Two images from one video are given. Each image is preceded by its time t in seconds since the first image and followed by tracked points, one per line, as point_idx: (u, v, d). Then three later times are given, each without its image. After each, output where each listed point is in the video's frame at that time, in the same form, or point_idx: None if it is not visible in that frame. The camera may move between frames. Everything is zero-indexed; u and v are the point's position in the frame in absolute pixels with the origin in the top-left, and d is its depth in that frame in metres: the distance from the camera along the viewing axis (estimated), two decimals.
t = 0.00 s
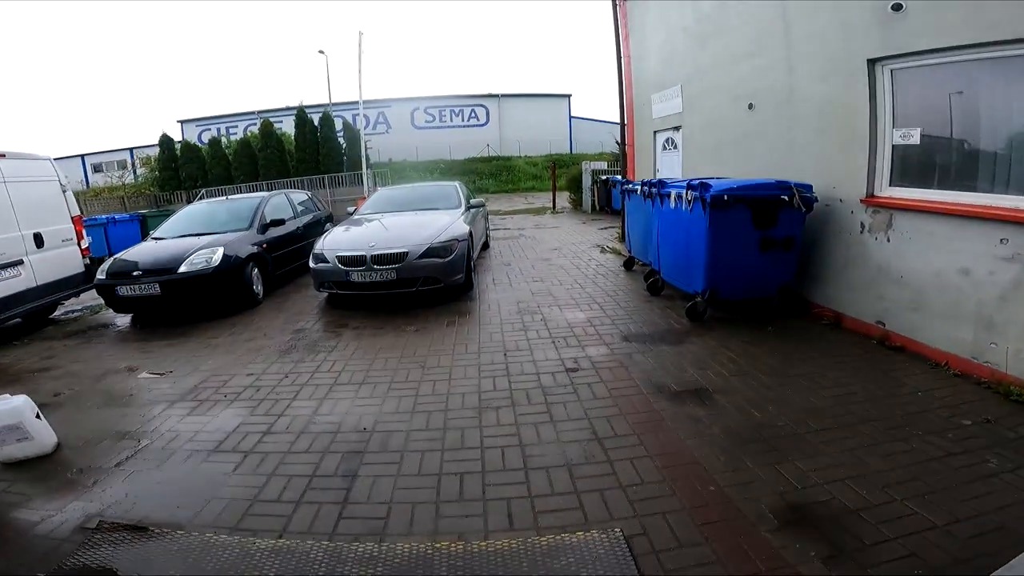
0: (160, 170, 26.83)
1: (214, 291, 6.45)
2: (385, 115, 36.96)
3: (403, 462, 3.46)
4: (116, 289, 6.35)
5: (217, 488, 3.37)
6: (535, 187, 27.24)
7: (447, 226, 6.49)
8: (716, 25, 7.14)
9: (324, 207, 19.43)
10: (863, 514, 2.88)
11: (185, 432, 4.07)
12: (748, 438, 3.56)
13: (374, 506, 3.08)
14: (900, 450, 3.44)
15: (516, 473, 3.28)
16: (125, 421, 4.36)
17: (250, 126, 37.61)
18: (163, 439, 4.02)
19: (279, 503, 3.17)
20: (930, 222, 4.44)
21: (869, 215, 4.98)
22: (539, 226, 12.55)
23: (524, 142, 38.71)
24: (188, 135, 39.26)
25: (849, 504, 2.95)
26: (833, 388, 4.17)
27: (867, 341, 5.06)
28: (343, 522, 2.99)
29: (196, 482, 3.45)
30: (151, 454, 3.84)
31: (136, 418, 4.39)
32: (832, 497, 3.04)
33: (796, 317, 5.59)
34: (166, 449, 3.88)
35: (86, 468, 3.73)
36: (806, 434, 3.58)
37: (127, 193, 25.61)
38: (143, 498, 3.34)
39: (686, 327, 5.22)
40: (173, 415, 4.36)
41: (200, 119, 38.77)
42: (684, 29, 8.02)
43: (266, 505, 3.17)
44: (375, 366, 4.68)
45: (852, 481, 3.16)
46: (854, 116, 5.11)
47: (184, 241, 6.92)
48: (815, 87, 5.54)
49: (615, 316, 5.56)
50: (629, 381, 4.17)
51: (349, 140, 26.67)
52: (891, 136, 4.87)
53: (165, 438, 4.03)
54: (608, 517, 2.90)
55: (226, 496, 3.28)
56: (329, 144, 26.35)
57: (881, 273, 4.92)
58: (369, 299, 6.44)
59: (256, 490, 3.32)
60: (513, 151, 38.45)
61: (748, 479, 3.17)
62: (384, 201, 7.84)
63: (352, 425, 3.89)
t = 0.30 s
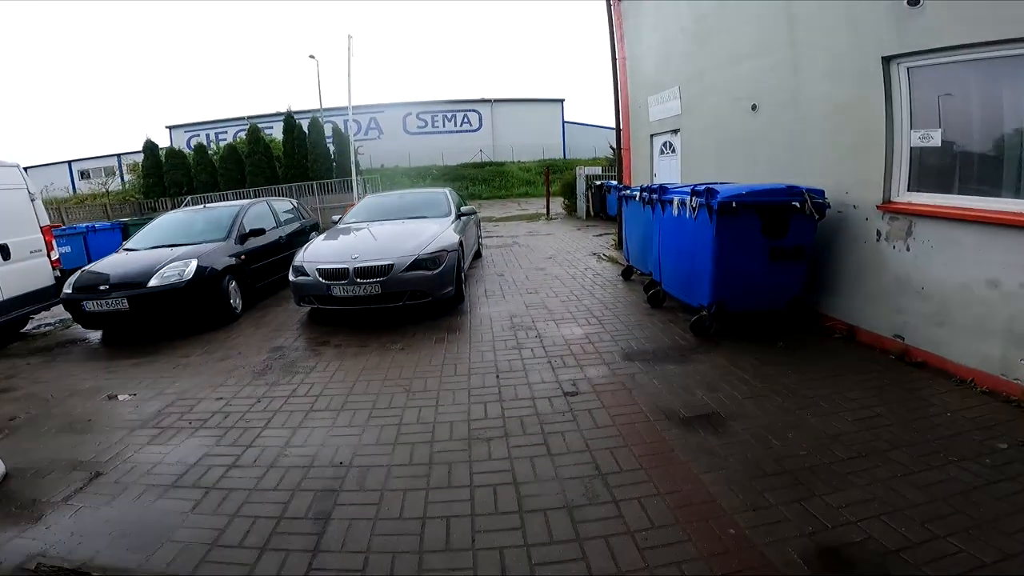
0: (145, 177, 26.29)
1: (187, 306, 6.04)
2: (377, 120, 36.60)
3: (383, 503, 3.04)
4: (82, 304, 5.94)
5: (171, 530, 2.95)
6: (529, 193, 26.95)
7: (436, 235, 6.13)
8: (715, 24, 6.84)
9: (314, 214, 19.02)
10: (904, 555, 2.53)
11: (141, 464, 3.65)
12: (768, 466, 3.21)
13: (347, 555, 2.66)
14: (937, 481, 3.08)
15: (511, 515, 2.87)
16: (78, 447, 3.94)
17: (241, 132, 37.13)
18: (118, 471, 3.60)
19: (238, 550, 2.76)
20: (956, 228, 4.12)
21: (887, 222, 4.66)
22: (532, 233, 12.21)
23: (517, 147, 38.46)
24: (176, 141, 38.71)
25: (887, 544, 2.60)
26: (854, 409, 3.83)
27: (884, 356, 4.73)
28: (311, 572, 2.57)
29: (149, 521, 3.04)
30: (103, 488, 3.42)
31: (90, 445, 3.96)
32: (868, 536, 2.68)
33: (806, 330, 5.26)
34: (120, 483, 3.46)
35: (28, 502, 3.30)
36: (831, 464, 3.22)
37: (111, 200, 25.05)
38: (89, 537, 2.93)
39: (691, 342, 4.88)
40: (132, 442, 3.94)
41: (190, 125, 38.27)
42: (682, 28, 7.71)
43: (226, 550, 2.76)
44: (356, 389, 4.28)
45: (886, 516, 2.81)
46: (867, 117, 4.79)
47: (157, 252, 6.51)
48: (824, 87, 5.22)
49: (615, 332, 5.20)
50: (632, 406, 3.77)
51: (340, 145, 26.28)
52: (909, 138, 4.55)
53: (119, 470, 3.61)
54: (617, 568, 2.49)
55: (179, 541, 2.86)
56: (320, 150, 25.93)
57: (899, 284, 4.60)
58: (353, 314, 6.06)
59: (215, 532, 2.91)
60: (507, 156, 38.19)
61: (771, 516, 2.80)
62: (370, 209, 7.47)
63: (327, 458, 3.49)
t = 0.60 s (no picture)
0: (137, 181, 25.94)
1: (170, 316, 5.78)
2: (373, 124, 36.37)
3: (369, 534, 2.72)
4: (60, 314, 5.67)
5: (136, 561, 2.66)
6: (526, 196, 26.75)
7: (430, 242, 5.90)
8: (718, 23, 6.64)
9: (308, 218, 18.76)
10: None
11: (110, 487, 3.36)
12: (787, 487, 2.96)
13: None
14: (972, 504, 2.84)
15: (510, 547, 2.55)
16: (44, 465, 3.65)
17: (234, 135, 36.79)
18: (85, 493, 3.31)
19: None
20: (978, 233, 3.91)
21: (903, 228, 4.45)
22: (530, 238, 11.97)
23: (513, 150, 38.27)
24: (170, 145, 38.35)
25: None
26: (874, 426, 3.61)
27: (901, 367, 4.50)
28: None
29: (114, 550, 2.76)
30: (67, 512, 3.13)
31: (57, 464, 3.68)
32: (902, 566, 2.43)
33: (817, 341, 5.03)
34: (87, 507, 3.17)
35: None
36: (855, 487, 2.98)
37: (102, 204, 24.68)
38: (53, 564, 2.66)
39: (698, 354, 4.65)
40: (103, 462, 3.65)
41: (183, 128, 37.91)
42: (682, 28, 7.51)
43: None
44: (344, 406, 4.01)
45: (919, 543, 2.57)
46: (881, 118, 4.58)
47: (139, 259, 6.26)
48: (834, 87, 5.01)
49: (618, 343, 4.96)
50: (639, 428, 3.48)
51: (334, 148, 26.01)
52: (926, 140, 4.34)
53: (87, 492, 3.32)
54: None
55: None
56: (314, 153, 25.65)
57: (917, 292, 4.39)
58: (344, 324, 5.82)
59: (187, 564, 2.62)
60: (503, 160, 37.99)
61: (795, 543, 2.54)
62: (363, 214, 7.23)
63: (310, 483, 3.19)
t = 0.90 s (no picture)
0: (130, 184, 25.62)
1: (156, 324, 5.56)
2: (369, 126, 36.18)
3: (365, 560, 2.49)
4: (42, 322, 5.44)
5: None
6: (523, 199, 26.59)
7: (427, 246, 5.70)
8: (722, 21, 6.48)
9: (303, 222, 18.53)
10: None
11: (87, 507, 3.12)
12: (812, 506, 2.77)
13: None
14: (1008, 519, 2.66)
15: None
16: (17, 481, 3.42)
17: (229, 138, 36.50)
18: (61, 513, 3.07)
19: None
20: (999, 236, 3.74)
21: (920, 232, 4.29)
22: (528, 242, 11.78)
23: (510, 153, 38.13)
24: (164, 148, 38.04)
25: None
26: (896, 438, 3.42)
27: (918, 376, 4.33)
28: None
29: None
30: (39, 533, 2.90)
31: (32, 480, 3.44)
32: None
33: (829, 349, 4.86)
34: (61, 528, 2.94)
35: None
36: (884, 504, 2.79)
37: (94, 208, 24.36)
38: None
39: (707, 364, 4.46)
40: (81, 479, 3.42)
41: (178, 131, 37.64)
42: (685, 27, 7.36)
43: None
44: (337, 421, 3.79)
45: (957, 565, 2.37)
46: (896, 118, 4.42)
47: (125, 265, 6.03)
48: (845, 85, 4.85)
49: (623, 352, 4.77)
50: (651, 444, 3.26)
51: (329, 150, 25.79)
52: (944, 141, 4.17)
53: (62, 512, 3.09)
54: None
55: None
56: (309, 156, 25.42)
57: (935, 297, 4.22)
58: (338, 333, 5.62)
59: None
60: (500, 162, 37.83)
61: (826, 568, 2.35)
62: (357, 218, 7.02)
63: (302, 505, 2.95)
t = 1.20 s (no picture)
0: (128, 187, 25.44)
1: (152, 332, 5.41)
2: (369, 130, 36.10)
3: None
4: (35, 330, 5.29)
5: None
6: (523, 203, 26.48)
7: (431, 253, 5.57)
8: (732, 23, 6.37)
9: (302, 226, 18.38)
10: None
11: (78, 526, 2.94)
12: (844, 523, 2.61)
13: None
14: None
15: None
16: (5, 498, 3.26)
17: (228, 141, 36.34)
18: (49, 532, 2.90)
19: None
20: None
21: (942, 238, 4.16)
22: (531, 246, 11.64)
23: (510, 157, 38.05)
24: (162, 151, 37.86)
25: None
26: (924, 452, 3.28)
27: (940, 385, 4.18)
28: None
29: None
30: (27, 553, 2.73)
31: (21, 496, 3.27)
32: None
33: (847, 358, 4.71)
34: (50, 548, 2.77)
35: None
36: (920, 519, 2.64)
37: (92, 211, 24.19)
38: None
39: (722, 374, 4.32)
40: (72, 496, 3.25)
41: (177, 134, 37.48)
42: (692, 29, 7.26)
43: None
44: (341, 436, 3.64)
45: None
46: (917, 120, 4.30)
47: (122, 271, 5.89)
48: (863, 87, 4.73)
49: (635, 362, 4.62)
50: (670, 460, 3.10)
51: (328, 153, 25.67)
52: (967, 145, 4.05)
53: (53, 531, 2.92)
54: None
55: None
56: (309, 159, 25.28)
57: (958, 305, 4.08)
58: (339, 342, 5.47)
59: None
60: (500, 166, 37.73)
61: None
62: (359, 223, 6.89)
63: (307, 526, 2.76)
